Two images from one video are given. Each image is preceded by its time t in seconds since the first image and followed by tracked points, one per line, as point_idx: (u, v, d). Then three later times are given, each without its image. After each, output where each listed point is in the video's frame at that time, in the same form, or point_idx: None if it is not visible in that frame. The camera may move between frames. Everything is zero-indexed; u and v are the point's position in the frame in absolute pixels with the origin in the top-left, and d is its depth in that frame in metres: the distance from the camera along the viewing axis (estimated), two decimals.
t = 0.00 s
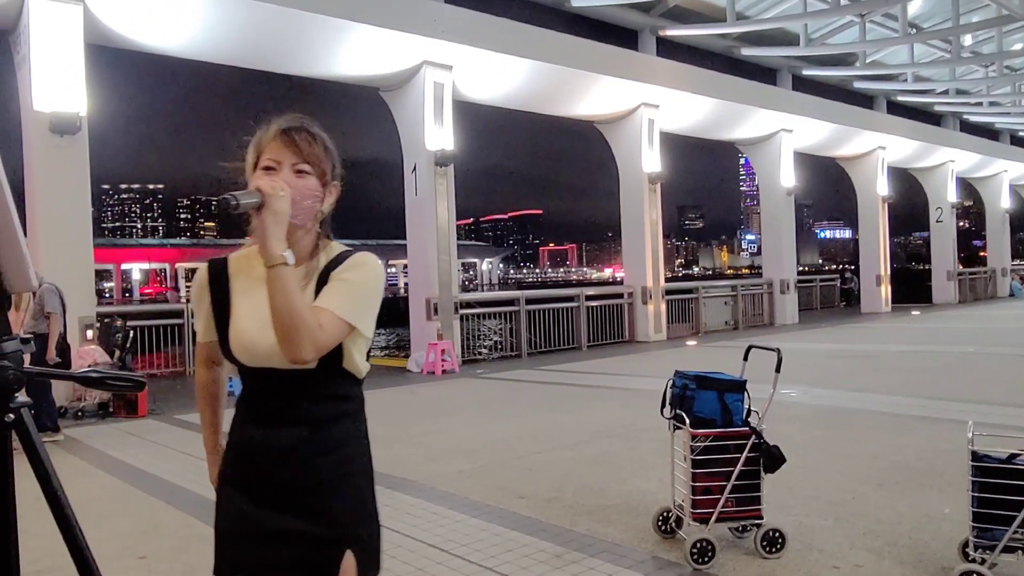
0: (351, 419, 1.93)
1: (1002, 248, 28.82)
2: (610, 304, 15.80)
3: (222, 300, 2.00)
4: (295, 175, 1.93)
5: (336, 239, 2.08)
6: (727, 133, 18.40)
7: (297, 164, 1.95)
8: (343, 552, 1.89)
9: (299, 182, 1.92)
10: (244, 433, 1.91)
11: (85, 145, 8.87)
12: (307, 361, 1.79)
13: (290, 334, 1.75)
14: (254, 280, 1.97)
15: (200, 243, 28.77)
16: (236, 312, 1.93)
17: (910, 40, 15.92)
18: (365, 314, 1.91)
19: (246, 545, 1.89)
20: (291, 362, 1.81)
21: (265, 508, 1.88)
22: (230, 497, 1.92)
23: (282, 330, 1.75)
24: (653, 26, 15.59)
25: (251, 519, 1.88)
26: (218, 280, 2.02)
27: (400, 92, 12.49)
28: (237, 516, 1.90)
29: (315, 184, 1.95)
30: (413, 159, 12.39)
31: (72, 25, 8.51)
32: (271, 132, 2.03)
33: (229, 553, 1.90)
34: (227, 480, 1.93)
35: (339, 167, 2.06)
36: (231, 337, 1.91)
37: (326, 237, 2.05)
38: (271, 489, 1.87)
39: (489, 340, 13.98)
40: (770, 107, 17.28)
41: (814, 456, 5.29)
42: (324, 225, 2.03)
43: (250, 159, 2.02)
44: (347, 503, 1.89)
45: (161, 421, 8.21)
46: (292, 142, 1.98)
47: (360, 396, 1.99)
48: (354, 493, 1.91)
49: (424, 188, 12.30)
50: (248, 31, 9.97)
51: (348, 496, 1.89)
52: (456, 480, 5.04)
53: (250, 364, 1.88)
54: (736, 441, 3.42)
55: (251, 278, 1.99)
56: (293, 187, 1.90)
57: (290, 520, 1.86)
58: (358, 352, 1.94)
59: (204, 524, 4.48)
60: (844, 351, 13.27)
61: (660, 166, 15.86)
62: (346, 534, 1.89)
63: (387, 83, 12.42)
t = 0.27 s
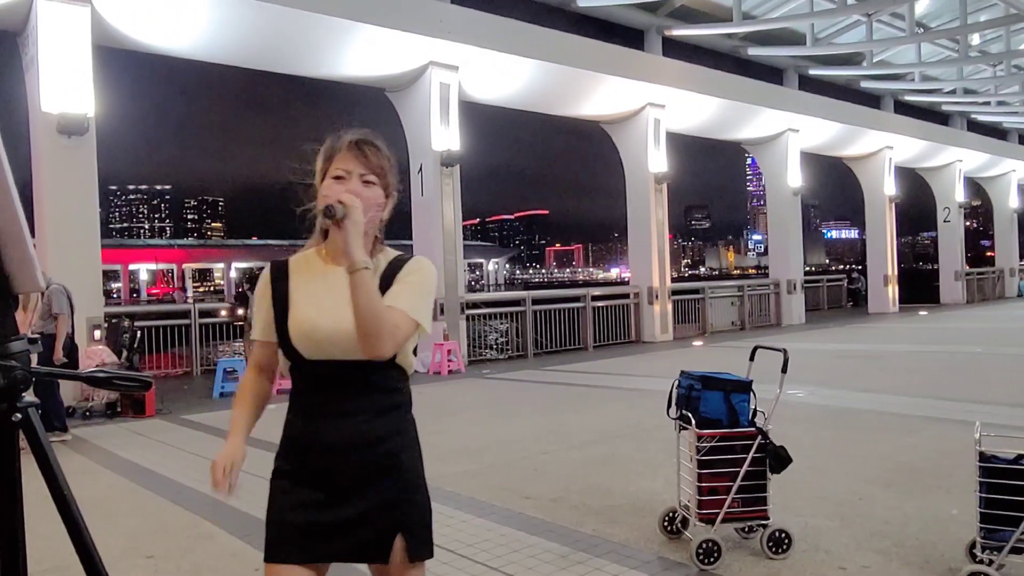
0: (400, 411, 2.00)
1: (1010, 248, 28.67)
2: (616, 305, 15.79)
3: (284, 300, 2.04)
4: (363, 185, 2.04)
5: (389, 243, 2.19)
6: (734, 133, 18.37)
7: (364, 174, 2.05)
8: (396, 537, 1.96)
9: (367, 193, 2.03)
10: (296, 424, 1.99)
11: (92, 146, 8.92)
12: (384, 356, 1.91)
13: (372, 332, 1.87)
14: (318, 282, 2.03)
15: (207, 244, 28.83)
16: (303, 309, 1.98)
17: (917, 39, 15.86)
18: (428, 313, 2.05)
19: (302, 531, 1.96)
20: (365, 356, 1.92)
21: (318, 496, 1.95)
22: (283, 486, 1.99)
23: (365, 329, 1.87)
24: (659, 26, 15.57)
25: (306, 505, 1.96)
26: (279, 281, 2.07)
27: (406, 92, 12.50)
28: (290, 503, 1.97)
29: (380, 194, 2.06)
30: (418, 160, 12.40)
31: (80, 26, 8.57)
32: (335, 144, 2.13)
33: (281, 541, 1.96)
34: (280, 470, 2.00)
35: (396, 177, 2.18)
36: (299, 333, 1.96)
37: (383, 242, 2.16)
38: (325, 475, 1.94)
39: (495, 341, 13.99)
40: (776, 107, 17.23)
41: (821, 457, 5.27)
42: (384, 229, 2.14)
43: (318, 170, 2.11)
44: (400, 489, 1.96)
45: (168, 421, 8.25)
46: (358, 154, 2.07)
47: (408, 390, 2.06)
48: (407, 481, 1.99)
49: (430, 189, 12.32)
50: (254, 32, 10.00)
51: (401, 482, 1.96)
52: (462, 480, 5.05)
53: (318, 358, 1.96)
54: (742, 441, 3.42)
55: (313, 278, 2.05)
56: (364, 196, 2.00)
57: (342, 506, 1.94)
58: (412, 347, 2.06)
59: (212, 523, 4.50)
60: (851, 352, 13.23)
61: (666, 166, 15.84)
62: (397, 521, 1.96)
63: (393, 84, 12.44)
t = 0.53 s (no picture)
0: (433, 399, 2.07)
1: (1016, 248, 28.57)
2: (620, 305, 15.78)
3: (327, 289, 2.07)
4: (410, 189, 2.10)
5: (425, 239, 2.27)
6: (738, 133, 18.35)
7: (411, 178, 2.11)
8: (431, 519, 2.03)
9: (415, 196, 2.10)
10: (332, 412, 2.05)
11: (97, 147, 8.94)
12: (432, 348, 2.00)
13: (423, 327, 1.96)
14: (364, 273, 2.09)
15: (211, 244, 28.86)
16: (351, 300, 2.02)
17: (921, 39, 15.82)
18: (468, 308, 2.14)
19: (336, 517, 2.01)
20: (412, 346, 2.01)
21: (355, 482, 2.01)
22: (319, 472, 2.04)
23: (417, 324, 1.95)
24: (663, 26, 15.57)
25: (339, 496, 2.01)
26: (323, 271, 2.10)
27: (410, 93, 12.51)
28: (326, 490, 2.02)
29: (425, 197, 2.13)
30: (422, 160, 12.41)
31: (84, 27, 8.59)
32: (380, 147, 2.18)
33: (316, 526, 2.01)
34: (317, 457, 2.06)
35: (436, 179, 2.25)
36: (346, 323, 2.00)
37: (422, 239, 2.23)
38: (361, 462, 2.00)
39: (499, 341, 13.99)
40: (780, 107, 17.21)
41: (826, 457, 5.27)
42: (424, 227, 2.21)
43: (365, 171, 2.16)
44: (430, 476, 2.03)
45: (172, 421, 8.27)
46: (405, 157, 2.13)
47: (440, 380, 2.13)
48: (441, 467, 2.06)
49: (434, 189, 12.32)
50: (258, 32, 10.01)
51: (431, 468, 2.03)
52: (466, 480, 5.06)
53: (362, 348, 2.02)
54: (746, 442, 3.41)
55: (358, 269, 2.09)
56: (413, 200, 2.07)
57: (378, 491, 2.01)
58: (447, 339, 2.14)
59: (217, 524, 4.52)
60: (855, 352, 13.20)
61: (670, 167, 15.83)
62: (432, 504, 2.03)
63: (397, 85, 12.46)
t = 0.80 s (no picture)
0: (445, 393, 2.11)
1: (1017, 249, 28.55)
2: (621, 306, 15.78)
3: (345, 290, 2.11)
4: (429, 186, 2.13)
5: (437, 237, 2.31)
6: (739, 134, 18.35)
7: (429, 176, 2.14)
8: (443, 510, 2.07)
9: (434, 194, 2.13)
10: (347, 405, 2.09)
11: (98, 147, 8.96)
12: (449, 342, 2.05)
13: (442, 322, 2.01)
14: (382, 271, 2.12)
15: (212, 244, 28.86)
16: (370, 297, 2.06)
17: (922, 40, 15.82)
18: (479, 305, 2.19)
19: (350, 510, 2.05)
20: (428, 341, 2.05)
21: (369, 472, 2.04)
22: (334, 463, 2.08)
23: (436, 319, 2.00)
24: (664, 27, 15.58)
25: (349, 490, 2.05)
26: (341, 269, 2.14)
27: (411, 93, 12.52)
28: (340, 481, 2.06)
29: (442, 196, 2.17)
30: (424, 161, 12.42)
31: (86, 28, 8.61)
32: (394, 146, 2.20)
33: (331, 516, 2.05)
34: (332, 448, 2.10)
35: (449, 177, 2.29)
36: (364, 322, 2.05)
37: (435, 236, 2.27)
38: (376, 454, 2.04)
39: (500, 342, 13.99)
40: (781, 108, 17.21)
41: (827, 458, 5.27)
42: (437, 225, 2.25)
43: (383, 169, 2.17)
44: (442, 468, 2.07)
45: (174, 421, 8.28)
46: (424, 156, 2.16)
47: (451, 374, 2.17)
48: (453, 459, 2.09)
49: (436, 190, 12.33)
50: (259, 33, 10.02)
51: (440, 463, 2.06)
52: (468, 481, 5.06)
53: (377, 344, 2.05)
54: (749, 443, 3.41)
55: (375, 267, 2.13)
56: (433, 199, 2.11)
57: (392, 483, 2.04)
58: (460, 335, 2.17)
59: (218, 524, 4.52)
60: (856, 353, 13.20)
61: (671, 167, 15.83)
62: (444, 495, 2.07)
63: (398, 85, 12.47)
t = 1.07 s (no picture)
0: (441, 391, 2.10)
1: (1015, 250, 28.60)
2: (620, 306, 15.78)
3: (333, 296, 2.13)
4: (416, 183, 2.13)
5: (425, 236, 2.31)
6: (737, 135, 18.36)
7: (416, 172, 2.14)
8: (441, 508, 2.06)
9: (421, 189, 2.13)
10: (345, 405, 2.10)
11: (97, 148, 8.95)
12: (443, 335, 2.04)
13: (435, 314, 2.01)
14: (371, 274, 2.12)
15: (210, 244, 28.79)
16: (364, 297, 2.07)
17: (921, 40, 15.84)
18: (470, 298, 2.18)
19: (350, 509, 2.07)
20: (421, 337, 2.04)
21: (368, 472, 2.05)
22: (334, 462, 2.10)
23: (430, 309, 2.00)
24: (663, 27, 15.59)
25: (349, 489, 2.06)
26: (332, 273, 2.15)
27: (410, 93, 12.52)
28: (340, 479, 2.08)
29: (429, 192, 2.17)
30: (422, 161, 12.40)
31: (84, 28, 8.60)
32: (380, 147, 2.21)
33: (333, 515, 2.08)
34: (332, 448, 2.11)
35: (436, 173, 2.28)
36: (355, 327, 2.06)
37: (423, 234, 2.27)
38: (375, 453, 2.05)
39: (499, 342, 13.99)
40: (780, 108, 17.22)
41: (826, 458, 5.27)
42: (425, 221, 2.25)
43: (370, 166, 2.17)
44: (440, 466, 2.06)
45: (172, 422, 8.27)
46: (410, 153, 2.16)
47: (447, 371, 2.16)
48: (450, 457, 2.08)
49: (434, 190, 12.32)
50: (258, 33, 10.01)
51: (439, 463, 2.05)
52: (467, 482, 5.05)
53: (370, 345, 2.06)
54: (749, 444, 3.41)
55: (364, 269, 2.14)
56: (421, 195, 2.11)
57: (391, 481, 2.05)
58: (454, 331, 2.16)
59: (216, 525, 4.51)
60: (855, 353, 13.22)
61: (670, 167, 15.83)
62: (442, 492, 2.06)
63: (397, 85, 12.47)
